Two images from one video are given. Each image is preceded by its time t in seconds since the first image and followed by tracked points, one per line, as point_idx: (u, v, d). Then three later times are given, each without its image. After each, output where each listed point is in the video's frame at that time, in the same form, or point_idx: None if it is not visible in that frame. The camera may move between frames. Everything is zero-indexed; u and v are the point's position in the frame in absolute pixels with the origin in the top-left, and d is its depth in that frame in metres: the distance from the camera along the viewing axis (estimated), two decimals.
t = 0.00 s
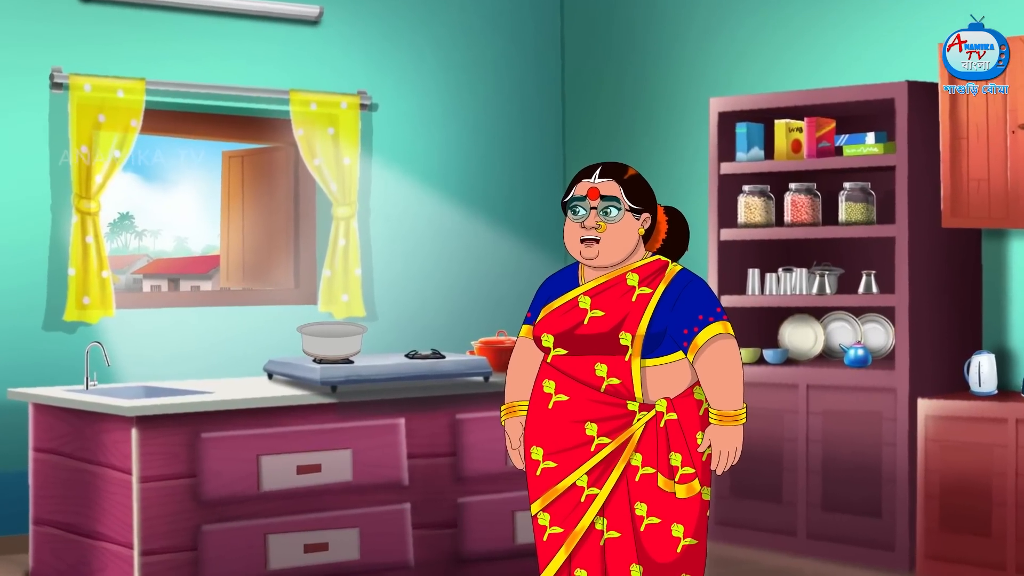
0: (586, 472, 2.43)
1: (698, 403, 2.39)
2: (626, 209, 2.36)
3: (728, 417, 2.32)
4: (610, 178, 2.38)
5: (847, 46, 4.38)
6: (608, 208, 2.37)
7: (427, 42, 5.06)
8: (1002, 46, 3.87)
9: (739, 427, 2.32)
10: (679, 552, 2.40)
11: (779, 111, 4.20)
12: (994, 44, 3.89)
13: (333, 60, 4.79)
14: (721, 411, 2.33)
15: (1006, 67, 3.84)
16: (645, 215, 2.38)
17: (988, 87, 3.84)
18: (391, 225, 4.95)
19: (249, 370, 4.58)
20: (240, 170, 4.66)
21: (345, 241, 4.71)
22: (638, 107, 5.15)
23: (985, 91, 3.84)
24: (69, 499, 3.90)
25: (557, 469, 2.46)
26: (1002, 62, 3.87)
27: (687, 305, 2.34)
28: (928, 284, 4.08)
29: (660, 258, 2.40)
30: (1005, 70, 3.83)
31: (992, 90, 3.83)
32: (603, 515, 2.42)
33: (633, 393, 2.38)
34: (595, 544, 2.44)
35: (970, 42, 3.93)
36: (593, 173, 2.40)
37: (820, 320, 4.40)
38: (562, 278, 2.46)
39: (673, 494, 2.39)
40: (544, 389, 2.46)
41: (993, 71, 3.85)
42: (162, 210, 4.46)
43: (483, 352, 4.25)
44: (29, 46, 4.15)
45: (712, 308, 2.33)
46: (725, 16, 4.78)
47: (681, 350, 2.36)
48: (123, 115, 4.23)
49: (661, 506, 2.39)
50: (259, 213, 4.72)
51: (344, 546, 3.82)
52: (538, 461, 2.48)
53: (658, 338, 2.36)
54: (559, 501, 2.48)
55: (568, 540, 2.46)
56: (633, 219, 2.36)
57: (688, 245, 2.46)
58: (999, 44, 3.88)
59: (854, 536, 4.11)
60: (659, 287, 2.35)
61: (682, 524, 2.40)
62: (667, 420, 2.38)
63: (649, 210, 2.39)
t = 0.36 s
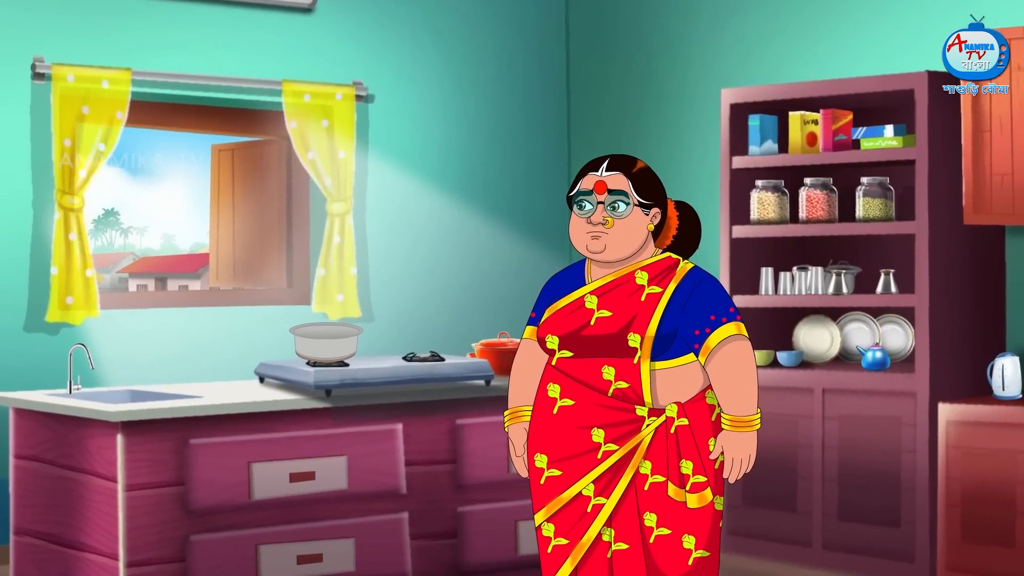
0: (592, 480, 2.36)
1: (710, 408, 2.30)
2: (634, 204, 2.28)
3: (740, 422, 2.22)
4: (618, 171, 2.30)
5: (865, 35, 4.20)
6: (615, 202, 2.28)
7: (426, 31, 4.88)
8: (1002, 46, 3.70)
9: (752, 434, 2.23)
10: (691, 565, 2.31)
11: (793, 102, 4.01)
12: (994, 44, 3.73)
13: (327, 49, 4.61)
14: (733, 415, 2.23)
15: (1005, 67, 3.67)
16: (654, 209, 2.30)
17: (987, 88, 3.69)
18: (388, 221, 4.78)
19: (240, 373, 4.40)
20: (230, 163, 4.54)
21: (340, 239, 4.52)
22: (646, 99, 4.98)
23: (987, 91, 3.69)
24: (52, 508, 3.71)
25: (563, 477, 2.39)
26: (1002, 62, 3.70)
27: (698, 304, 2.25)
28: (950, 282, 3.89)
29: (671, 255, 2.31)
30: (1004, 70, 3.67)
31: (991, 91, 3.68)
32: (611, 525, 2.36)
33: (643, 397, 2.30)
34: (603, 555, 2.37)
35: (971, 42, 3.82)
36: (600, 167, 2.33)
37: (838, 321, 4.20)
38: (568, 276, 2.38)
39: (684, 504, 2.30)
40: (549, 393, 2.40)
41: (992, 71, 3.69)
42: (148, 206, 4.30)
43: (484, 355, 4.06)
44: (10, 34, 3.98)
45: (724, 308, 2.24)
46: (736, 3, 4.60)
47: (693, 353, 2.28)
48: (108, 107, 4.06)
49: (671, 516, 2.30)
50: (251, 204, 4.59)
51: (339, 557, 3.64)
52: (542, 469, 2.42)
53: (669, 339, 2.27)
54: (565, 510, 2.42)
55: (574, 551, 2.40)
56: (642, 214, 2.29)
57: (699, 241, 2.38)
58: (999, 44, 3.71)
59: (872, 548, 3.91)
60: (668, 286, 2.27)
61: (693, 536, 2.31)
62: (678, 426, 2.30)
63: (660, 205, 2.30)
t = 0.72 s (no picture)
0: (599, 490, 2.30)
1: (724, 414, 2.22)
2: (643, 198, 2.22)
3: (755, 428, 2.15)
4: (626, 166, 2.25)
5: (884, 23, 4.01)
6: (624, 197, 2.22)
7: (425, 19, 4.70)
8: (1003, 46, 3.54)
9: (769, 440, 2.16)
10: None
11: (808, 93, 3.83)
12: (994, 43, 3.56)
13: (322, 37, 4.43)
14: (749, 421, 2.16)
15: (1006, 67, 3.53)
16: (665, 204, 2.23)
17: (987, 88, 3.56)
18: (385, 217, 4.60)
19: (228, 376, 4.22)
20: (219, 157, 4.36)
21: (335, 236, 4.35)
22: (656, 89, 4.80)
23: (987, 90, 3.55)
24: (32, 517, 3.53)
25: (569, 486, 2.34)
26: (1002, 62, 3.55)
27: (710, 305, 2.18)
28: (973, 280, 3.71)
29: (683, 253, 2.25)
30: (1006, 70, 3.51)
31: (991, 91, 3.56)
32: (619, 537, 2.29)
33: (653, 402, 2.24)
34: (611, 568, 2.31)
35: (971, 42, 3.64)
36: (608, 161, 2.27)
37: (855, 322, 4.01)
38: (574, 275, 2.33)
39: (696, 515, 2.23)
40: (554, 399, 2.34)
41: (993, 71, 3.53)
42: (132, 201, 4.16)
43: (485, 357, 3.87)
44: None
45: (739, 309, 2.17)
46: None
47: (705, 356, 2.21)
48: (92, 97, 3.90)
49: (682, 529, 2.23)
50: (242, 200, 4.43)
51: (333, 570, 3.44)
52: (547, 478, 2.37)
53: (680, 341, 2.21)
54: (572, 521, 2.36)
55: (581, 564, 2.34)
56: (652, 210, 2.23)
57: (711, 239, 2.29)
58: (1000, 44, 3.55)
59: (892, 560, 3.72)
60: (680, 284, 2.21)
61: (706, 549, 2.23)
62: (689, 432, 2.23)
63: (670, 200, 2.24)
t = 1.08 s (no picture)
0: (608, 501, 2.24)
1: (737, 420, 2.18)
2: (653, 192, 2.16)
3: (772, 437, 2.08)
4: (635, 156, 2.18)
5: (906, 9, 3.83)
6: (633, 190, 2.16)
7: (424, 6, 4.52)
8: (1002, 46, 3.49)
9: (786, 447, 2.09)
10: None
11: (825, 83, 3.65)
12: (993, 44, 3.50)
13: (316, 25, 4.26)
14: (765, 429, 2.09)
15: (1006, 67, 3.46)
16: (675, 198, 2.18)
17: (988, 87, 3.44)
18: (382, 214, 4.43)
19: (216, 380, 4.04)
20: (207, 147, 4.26)
21: (328, 233, 4.18)
22: (666, 79, 4.63)
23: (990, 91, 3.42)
24: (9, 527, 3.29)
25: (576, 497, 2.28)
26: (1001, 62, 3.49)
27: (724, 307, 2.13)
28: (998, 277, 3.53)
29: (695, 251, 2.19)
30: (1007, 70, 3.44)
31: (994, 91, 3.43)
32: (628, 550, 2.24)
33: (664, 409, 2.18)
34: None
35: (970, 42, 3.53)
36: (617, 152, 2.21)
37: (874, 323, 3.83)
38: (582, 276, 2.27)
39: (709, 527, 2.18)
40: (560, 404, 2.28)
41: (994, 71, 3.45)
42: (115, 196, 4.00)
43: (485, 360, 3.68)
44: None
45: (755, 311, 2.11)
46: None
47: (718, 359, 2.16)
48: (74, 87, 3.72)
49: (694, 540, 2.18)
50: (230, 193, 4.26)
51: None
52: (553, 488, 2.31)
53: (692, 345, 2.15)
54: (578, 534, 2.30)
55: None
56: (663, 204, 2.17)
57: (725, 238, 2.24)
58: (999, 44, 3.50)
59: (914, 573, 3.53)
60: (692, 286, 2.16)
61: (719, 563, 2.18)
62: (701, 440, 2.18)
63: (681, 194, 2.18)
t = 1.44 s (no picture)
0: (618, 515, 2.04)
1: (757, 428, 1.99)
2: (667, 185, 1.97)
3: (793, 445, 1.90)
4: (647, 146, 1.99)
5: None
6: (645, 182, 1.96)
7: None
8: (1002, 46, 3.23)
9: (809, 458, 1.91)
10: None
11: (847, 71, 3.45)
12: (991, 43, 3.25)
13: (310, 11, 4.07)
14: (786, 437, 1.91)
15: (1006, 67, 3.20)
16: (691, 192, 1.98)
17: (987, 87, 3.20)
18: (378, 212, 4.26)
19: (202, 385, 3.87)
20: (192, 139, 4.07)
21: (321, 229, 4.00)
22: (677, 68, 4.43)
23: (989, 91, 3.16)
24: None
25: (584, 510, 2.08)
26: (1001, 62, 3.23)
27: (743, 306, 1.93)
28: None
29: (712, 247, 2.00)
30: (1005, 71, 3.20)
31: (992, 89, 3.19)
32: (640, 568, 2.04)
33: (678, 417, 1.98)
34: None
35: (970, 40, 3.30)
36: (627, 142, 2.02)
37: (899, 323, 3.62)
38: (589, 272, 2.08)
39: (727, 543, 1.98)
40: (566, 411, 2.08)
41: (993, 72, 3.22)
42: (96, 188, 3.83)
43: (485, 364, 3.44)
44: None
45: (775, 310, 1.92)
46: None
47: (738, 363, 1.96)
48: (52, 75, 3.57)
49: (711, 557, 1.99)
50: (219, 188, 4.09)
51: None
52: (558, 501, 2.11)
53: (709, 347, 1.95)
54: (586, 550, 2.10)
55: None
56: (677, 197, 1.97)
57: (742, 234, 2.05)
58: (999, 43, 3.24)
59: None
60: (708, 283, 1.96)
61: None
62: (719, 449, 1.98)
63: (697, 187, 1.98)
